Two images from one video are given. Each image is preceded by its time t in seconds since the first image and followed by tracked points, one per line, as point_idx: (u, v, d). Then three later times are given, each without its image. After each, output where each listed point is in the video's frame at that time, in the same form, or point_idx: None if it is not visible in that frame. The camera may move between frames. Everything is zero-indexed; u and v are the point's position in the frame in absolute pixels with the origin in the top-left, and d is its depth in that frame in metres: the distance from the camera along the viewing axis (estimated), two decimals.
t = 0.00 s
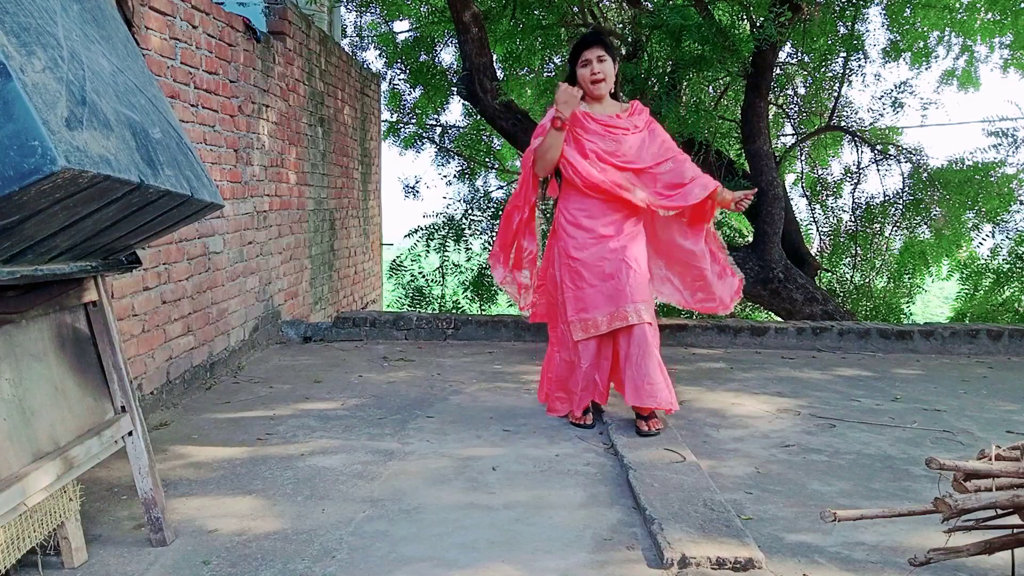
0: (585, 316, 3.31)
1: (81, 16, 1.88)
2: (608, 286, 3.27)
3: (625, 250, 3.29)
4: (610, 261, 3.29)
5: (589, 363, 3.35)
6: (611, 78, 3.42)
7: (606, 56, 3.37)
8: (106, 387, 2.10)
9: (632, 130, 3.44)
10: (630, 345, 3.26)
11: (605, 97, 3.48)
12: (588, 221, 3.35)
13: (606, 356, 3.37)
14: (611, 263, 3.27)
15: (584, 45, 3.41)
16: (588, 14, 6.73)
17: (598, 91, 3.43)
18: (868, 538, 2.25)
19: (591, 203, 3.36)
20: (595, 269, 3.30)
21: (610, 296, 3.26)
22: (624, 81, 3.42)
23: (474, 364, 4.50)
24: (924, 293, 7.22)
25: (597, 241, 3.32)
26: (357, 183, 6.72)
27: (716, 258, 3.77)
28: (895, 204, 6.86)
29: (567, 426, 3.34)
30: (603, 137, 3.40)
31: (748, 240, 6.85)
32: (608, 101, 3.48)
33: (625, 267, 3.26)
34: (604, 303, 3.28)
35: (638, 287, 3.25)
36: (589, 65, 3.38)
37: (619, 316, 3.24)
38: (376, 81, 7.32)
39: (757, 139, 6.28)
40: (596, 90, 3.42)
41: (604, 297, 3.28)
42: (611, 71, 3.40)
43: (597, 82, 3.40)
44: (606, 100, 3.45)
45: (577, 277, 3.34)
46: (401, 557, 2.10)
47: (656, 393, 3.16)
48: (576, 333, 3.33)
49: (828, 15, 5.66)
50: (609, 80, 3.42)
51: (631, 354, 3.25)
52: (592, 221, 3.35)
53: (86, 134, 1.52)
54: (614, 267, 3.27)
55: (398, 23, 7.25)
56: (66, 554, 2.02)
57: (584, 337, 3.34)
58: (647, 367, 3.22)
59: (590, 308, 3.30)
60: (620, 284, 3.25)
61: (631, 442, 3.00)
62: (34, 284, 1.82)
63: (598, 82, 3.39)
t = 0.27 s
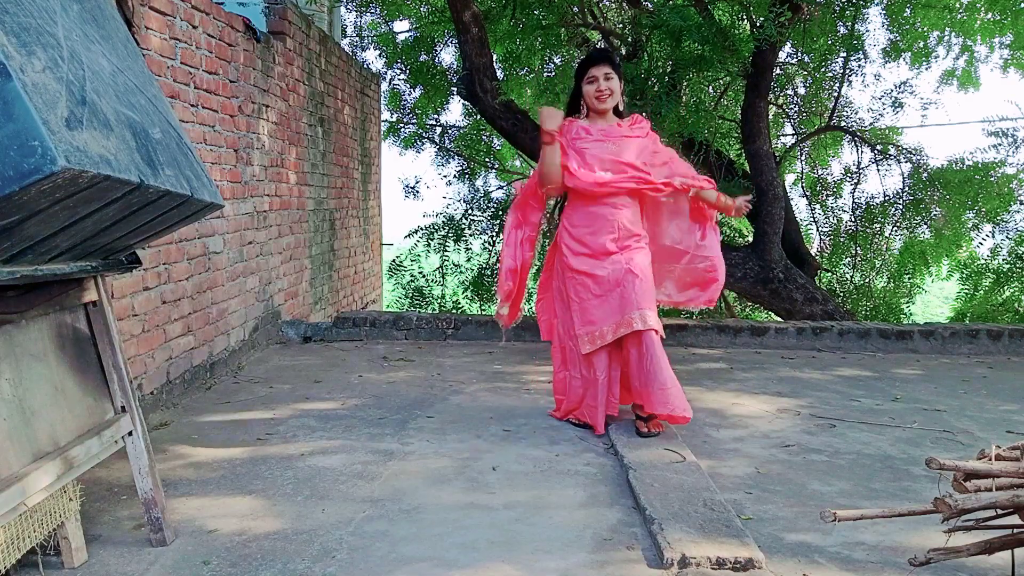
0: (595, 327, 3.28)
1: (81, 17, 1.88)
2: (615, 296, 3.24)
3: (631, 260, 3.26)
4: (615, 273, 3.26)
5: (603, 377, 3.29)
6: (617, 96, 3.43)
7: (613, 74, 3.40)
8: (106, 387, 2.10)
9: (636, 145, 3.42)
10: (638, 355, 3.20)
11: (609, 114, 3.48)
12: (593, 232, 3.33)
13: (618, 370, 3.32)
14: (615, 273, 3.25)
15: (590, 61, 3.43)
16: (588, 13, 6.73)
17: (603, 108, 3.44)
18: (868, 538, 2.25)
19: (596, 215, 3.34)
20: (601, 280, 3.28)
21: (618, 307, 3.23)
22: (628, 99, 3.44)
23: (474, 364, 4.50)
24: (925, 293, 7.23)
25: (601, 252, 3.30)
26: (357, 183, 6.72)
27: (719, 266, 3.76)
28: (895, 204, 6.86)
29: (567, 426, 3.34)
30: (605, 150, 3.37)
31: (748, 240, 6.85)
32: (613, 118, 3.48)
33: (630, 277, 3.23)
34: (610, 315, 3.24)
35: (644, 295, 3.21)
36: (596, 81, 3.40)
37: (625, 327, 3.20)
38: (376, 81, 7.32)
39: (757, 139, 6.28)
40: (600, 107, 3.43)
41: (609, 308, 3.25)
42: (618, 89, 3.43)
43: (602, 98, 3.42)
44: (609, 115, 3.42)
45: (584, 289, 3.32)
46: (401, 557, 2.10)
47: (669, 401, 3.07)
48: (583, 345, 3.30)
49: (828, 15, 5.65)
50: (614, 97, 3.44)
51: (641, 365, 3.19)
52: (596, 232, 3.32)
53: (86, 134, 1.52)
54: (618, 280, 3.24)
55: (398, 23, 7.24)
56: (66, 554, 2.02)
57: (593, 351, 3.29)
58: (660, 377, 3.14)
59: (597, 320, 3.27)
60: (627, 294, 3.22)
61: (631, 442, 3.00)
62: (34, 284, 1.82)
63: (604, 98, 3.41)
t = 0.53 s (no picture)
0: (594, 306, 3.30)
1: (81, 16, 1.88)
2: (616, 275, 3.27)
3: (634, 239, 3.29)
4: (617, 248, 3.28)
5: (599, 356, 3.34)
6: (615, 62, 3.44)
7: (612, 41, 3.40)
8: (106, 387, 2.10)
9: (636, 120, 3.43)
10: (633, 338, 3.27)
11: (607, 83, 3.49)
12: (592, 207, 3.34)
13: (617, 352, 3.37)
14: (618, 251, 3.27)
15: (589, 28, 3.43)
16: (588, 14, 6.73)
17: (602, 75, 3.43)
18: (868, 538, 2.25)
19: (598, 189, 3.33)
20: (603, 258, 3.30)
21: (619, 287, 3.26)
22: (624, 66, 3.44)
23: (474, 364, 4.50)
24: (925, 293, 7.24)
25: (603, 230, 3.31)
26: (357, 183, 6.72)
27: (715, 257, 3.72)
28: (895, 204, 6.86)
29: (568, 426, 3.34)
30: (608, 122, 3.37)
31: (748, 240, 6.85)
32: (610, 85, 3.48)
33: (632, 256, 3.27)
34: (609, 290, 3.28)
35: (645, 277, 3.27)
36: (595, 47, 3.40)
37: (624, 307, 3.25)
38: (376, 81, 7.32)
39: (757, 139, 6.27)
40: (600, 74, 3.43)
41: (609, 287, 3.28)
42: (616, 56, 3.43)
43: (601, 66, 3.41)
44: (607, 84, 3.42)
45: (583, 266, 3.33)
46: (401, 557, 2.10)
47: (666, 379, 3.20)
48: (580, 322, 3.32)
49: (828, 15, 5.65)
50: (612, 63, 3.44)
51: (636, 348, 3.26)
52: (599, 207, 3.32)
53: (86, 134, 1.52)
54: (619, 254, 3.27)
55: (398, 23, 7.25)
56: (66, 554, 2.02)
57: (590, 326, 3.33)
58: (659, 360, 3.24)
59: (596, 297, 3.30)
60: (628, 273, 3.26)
61: (631, 442, 3.00)
62: (34, 284, 1.82)
63: (603, 65, 3.41)
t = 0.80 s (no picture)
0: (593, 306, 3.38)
1: (81, 16, 1.88)
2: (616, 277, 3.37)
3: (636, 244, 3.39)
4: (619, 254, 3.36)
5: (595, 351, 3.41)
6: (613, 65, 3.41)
7: (610, 47, 3.36)
8: (106, 387, 2.10)
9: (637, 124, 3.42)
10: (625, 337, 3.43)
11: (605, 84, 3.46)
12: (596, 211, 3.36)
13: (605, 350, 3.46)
14: (619, 255, 3.34)
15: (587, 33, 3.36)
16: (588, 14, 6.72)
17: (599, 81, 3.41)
18: (868, 538, 2.25)
19: (601, 195, 3.37)
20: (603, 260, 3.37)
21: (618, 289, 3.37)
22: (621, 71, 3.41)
23: (474, 364, 4.50)
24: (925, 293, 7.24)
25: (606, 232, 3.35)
26: (357, 183, 6.72)
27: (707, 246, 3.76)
28: (895, 204, 6.85)
29: (568, 426, 3.34)
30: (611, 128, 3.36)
31: (748, 240, 6.85)
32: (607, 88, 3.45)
33: (632, 261, 3.37)
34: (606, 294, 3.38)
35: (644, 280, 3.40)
36: (591, 54, 3.35)
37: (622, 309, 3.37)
38: (377, 81, 7.33)
39: (757, 139, 6.28)
40: (598, 79, 3.40)
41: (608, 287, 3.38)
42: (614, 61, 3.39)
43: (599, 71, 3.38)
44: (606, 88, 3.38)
45: (581, 267, 3.39)
46: (401, 557, 2.10)
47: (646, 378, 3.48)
48: (576, 319, 3.39)
49: (828, 15, 5.65)
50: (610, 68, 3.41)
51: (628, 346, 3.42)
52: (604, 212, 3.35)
53: (86, 134, 1.52)
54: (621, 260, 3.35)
55: (398, 23, 7.25)
56: (66, 554, 2.02)
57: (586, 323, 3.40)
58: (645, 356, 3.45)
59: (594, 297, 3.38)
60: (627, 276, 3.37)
61: (631, 442, 3.00)
62: (34, 284, 1.82)
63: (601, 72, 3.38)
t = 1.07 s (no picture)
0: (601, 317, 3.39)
1: (81, 16, 1.88)
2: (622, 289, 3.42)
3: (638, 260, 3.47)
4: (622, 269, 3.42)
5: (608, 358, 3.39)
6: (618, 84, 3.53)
7: (615, 64, 3.49)
8: (106, 387, 2.10)
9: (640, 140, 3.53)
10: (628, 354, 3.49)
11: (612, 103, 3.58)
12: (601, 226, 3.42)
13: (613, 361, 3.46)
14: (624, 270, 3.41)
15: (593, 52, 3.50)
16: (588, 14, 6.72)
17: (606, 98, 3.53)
18: (868, 538, 2.25)
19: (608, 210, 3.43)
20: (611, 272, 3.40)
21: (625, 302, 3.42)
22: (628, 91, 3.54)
23: (474, 364, 4.50)
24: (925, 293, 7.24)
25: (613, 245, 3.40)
26: (357, 183, 6.72)
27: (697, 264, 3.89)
28: (895, 204, 6.85)
29: (568, 426, 3.34)
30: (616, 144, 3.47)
31: (748, 240, 6.91)
32: (613, 107, 3.58)
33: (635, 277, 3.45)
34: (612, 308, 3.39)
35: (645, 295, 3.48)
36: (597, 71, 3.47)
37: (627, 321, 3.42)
38: (376, 81, 7.33)
39: (757, 139, 6.28)
40: (604, 97, 3.52)
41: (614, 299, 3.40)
42: (619, 79, 3.51)
43: (604, 88, 3.50)
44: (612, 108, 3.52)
45: (587, 279, 3.42)
46: (401, 557, 2.10)
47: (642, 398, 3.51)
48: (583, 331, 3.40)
49: (828, 15, 5.65)
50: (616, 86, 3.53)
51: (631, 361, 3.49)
52: (609, 227, 3.41)
53: (86, 134, 1.52)
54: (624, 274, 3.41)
55: (398, 23, 7.25)
56: (66, 554, 2.02)
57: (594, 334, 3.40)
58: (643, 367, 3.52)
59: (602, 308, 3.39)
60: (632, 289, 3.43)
61: (631, 442, 3.00)
62: (34, 284, 1.82)
63: (607, 89, 3.49)
